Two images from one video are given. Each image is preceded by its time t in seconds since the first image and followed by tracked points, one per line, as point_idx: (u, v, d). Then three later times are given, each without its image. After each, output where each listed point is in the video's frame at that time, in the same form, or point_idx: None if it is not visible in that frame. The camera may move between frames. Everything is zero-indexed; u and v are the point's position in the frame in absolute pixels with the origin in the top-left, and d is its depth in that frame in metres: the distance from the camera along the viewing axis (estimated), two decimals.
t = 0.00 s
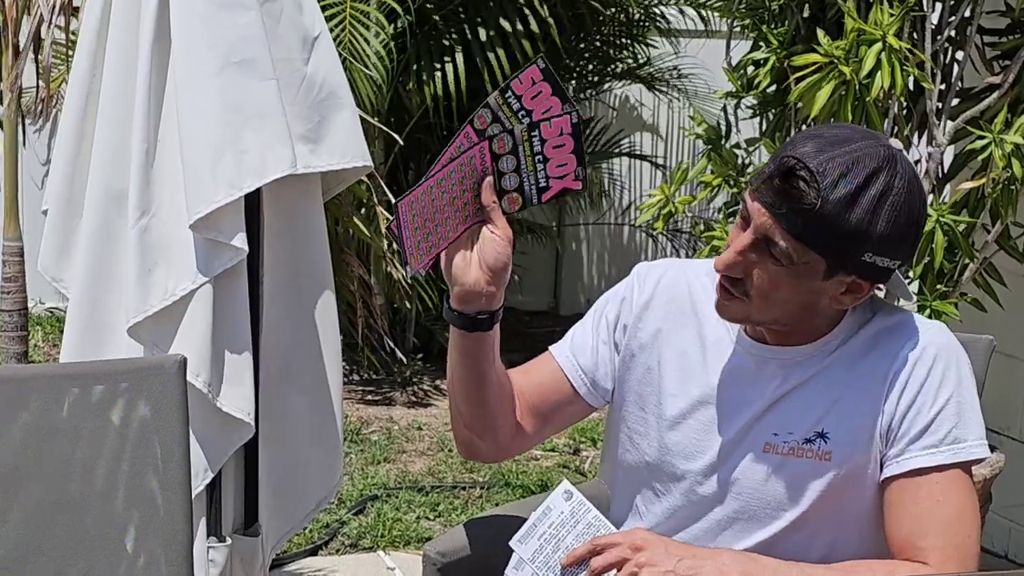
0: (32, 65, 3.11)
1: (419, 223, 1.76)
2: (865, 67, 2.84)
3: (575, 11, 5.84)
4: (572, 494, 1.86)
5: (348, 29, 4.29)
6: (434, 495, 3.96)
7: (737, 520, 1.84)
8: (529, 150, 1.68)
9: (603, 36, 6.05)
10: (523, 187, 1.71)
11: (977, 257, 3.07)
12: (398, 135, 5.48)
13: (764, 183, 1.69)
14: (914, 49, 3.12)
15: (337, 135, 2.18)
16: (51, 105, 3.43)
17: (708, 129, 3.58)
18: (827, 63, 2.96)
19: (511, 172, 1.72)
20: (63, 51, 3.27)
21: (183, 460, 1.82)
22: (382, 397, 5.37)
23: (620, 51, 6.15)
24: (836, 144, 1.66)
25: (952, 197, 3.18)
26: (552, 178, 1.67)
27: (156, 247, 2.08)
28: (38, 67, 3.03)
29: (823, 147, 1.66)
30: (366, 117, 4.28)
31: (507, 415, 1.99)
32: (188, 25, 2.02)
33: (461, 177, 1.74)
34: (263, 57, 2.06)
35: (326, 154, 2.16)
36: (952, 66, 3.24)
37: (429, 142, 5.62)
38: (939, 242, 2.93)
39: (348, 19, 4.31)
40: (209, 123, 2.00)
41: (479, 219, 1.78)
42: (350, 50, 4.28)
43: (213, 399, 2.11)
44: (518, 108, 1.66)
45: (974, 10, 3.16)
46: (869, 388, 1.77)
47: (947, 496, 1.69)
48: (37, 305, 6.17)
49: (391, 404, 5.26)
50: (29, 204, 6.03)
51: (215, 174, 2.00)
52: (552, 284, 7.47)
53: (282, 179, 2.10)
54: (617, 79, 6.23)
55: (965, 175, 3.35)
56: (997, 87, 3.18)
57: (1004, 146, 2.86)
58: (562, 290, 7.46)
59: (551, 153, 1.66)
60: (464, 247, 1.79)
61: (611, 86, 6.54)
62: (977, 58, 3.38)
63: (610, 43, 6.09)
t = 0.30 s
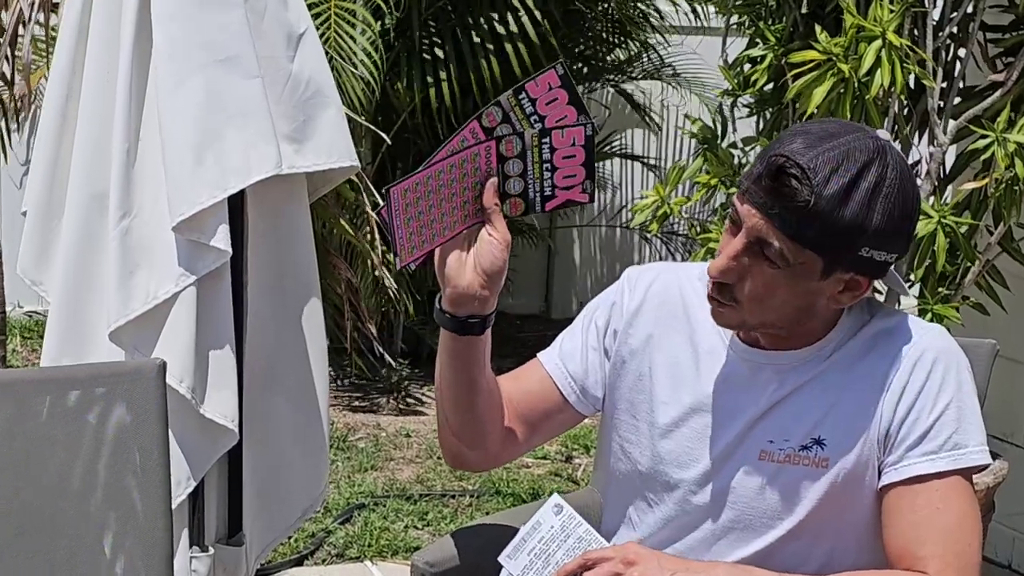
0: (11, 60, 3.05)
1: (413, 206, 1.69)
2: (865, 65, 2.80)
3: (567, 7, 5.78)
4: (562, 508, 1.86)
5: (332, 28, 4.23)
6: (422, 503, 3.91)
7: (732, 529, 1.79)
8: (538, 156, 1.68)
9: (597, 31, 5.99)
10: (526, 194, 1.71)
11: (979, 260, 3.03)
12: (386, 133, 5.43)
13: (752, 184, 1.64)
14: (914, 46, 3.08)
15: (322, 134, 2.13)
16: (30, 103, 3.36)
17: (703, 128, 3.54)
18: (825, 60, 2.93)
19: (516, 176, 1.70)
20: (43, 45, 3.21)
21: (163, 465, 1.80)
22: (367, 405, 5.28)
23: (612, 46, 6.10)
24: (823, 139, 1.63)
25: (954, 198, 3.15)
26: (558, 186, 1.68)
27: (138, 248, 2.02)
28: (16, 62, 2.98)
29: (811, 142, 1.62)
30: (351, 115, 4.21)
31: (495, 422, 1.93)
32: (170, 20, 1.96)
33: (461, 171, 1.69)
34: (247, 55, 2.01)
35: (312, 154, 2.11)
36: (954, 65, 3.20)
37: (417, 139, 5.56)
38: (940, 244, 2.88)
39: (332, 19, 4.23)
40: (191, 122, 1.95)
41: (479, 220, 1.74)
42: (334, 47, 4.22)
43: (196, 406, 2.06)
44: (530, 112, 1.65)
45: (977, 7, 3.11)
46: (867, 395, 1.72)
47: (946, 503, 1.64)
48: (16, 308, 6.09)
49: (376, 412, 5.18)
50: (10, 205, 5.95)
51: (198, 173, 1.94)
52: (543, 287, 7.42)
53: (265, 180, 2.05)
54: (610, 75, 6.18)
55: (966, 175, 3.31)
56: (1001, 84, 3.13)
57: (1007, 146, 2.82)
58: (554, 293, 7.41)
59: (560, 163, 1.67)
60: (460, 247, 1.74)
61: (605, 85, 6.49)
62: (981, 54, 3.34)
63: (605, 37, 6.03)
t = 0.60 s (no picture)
0: None
1: (407, 201, 1.63)
2: (865, 62, 2.76)
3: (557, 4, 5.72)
4: (559, 514, 1.84)
5: (320, 26, 4.18)
6: (410, 512, 3.86)
7: (730, 539, 1.74)
8: (534, 151, 1.62)
9: (588, 27, 5.94)
10: (522, 190, 1.66)
11: (982, 263, 2.99)
12: (373, 131, 5.38)
13: (751, 186, 1.59)
14: (915, 42, 3.04)
15: (308, 134, 2.08)
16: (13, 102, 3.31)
17: (699, 128, 3.50)
18: (822, 57, 2.89)
19: (512, 172, 1.66)
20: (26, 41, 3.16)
21: (140, 476, 1.78)
22: (354, 412, 5.22)
23: (603, 41, 6.05)
24: (821, 137, 1.58)
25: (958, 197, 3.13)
26: (553, 182, 1.63)
27: (119, 250, 1.97)
28: None
29: (810, 141, 1.57)
30: (337, 113, 4.16)
31: (485, 425, 1.88)
32: (151, 16, 1.91)
33: (454, 168, 1.64)
34: (231, 52, 1.96)
35: (297, 154, 2.06)
36: (956, 62, 3.16)
37: (404, 138, 5.52)
38: (941, 247, 2.84)
39: (320, 20, 4.19)
40: (174, 120, 1.90)
41: (474, 218, 1.70)
42: (322, 45, 4.17)
43: (178, 413, 2.01)
44: (528, 106, 1.60)
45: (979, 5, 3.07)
46: (869, 401, 1.67)
47: (947, 512, 1.59)
48: None
49: (364, 420, 5.11)
50: None
51: (179, 174, 1.89)
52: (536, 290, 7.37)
53: (249, 180, 2.00)
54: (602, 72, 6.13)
55: (968, 176, 3.27)
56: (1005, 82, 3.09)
57: (1012, 145, 2.78)
58: (546, 297, 7.36)
59: (556, 159, 1.61)
60: (454, 245, 1.69)
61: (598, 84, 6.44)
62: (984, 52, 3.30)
63: (596, 32, 6.00)
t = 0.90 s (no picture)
0: None
1: (405, 190, 1.54)
2: (866, 59, 2.71)
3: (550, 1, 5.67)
4: (554, 524, 1.79)
5: (307, 22, 4.12)
6: (397, 522, 3.80)
7: (726, 549, 1.69)
8: (541, 149, 1.58)
9: (580, 24, 5.89)
10: (526, 187, 1.62)
11: (986, 266, 2.95)
12: (359, 130, 5.33)
13: (800, 198, 1.51)
14: (919, 39, 2.99)
15: (293, 134, 2.03)
16: None
17: (694, 127, 3.45)
18: (822, 54, 2.85)
19: (517, 168, 1.60)
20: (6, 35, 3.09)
21: (120, 486, 1.75)
22: (340, 420, 5.15)
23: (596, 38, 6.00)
24: (850, 137, 1.53)
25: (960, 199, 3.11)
26: (559, 182, 1.60)
27: (98, 252, 1.91)
28: None
29: (844, 146, 1.52)
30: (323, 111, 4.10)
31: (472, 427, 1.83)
32: (132, 16, 1.85)
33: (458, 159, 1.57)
34: (212, 50, 1.90)
35: (281, 154, 2.01)
36: (959, 59, 3.12)
37: (391, 138, 5.47)
38: (945, 249, 2.79)
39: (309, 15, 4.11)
40: (155, 120, 1.84)
41: (475, 213, 1.65)
42: (309, 42, 4.11)
43: (159, 419, 1.96)
44: (539, 105, 1.55)
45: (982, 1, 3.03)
46: (869, 407, 1.63)
47: (948, 519, 1.56)
48: None
49: (351, 428, 5.04)
50: None
51: (161, 174, 1.83)
52: (526, 292, 7.31)
53: (232, 180, 1.95)
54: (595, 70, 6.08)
55: (972, 175, 3.23)
56: (1008, 80, 3.05)
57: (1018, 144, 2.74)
58: (537, 300, 7.31)
59: (565, 158, 1.58)
60: (453, 243, 1.64)
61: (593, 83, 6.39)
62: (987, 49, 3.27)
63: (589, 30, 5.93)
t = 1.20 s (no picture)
0: None
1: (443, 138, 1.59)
2: (867, 56, 2.67)
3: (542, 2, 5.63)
4: (547, 532, 1.74)
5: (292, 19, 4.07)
6: (383, 533, 3.74)
7: (721, 561, 1.63)
8: (588, 135, 1.59)
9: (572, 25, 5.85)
10: (565, 171, 1.61)
11: (990, 269, 2.91)
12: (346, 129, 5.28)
13: (816, 186, 1.46)
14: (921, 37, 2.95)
15: (278, 133, 1.99)
16: None
17: (689, 127, 3.41)
18: (821, 50, 2.82)
19: (560, 148, 1.60)
20: None
21: (98, 496, 1.69)
22: (326, 427, 5.09)
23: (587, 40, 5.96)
24: (852, 121, 1.51)
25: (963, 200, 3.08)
26: (598, 176, 1.61)
27: (76, 253, 1.85)
28: None
29: (849, 130, 1.49)
30: (308, 111, 4.05)
31: (456, 422, 1.78)
32: (111, 15, 1.79)
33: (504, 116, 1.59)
34: (193, 48, 1.85)
35: (266, 154, 1.96)
36: (961, 57, 3.08)
37: (380, 139, 5.42)
38: (947, 251, 2.75)
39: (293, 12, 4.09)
40: (134, 120, 1.78)
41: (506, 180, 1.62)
42: (293, 39, 4.07)
43: (138, 427, 1.90)
44: (598, 82, 1.59)
45: None
46: (865, 413, 1.58)
47: (948, 530, 1.51)
48: None
49: (336, 435, 4.98)
50: None
51: (140, 176, 1.78)
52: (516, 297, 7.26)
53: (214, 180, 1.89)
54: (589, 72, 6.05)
55: (974, 176, 3.20)
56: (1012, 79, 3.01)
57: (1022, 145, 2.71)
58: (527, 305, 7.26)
59: (609, 150, 1.59)
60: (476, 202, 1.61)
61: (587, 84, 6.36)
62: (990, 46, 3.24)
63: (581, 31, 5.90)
